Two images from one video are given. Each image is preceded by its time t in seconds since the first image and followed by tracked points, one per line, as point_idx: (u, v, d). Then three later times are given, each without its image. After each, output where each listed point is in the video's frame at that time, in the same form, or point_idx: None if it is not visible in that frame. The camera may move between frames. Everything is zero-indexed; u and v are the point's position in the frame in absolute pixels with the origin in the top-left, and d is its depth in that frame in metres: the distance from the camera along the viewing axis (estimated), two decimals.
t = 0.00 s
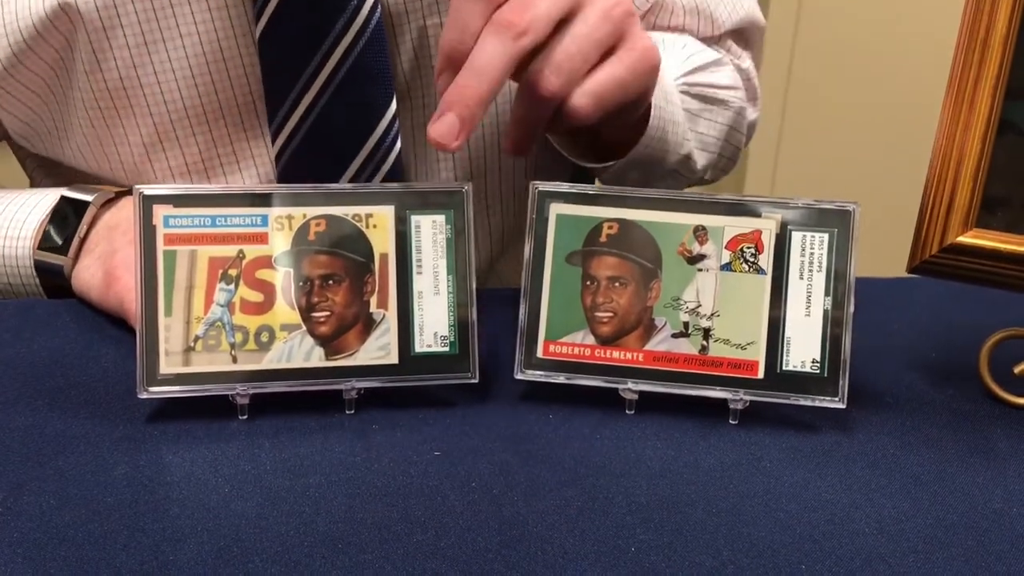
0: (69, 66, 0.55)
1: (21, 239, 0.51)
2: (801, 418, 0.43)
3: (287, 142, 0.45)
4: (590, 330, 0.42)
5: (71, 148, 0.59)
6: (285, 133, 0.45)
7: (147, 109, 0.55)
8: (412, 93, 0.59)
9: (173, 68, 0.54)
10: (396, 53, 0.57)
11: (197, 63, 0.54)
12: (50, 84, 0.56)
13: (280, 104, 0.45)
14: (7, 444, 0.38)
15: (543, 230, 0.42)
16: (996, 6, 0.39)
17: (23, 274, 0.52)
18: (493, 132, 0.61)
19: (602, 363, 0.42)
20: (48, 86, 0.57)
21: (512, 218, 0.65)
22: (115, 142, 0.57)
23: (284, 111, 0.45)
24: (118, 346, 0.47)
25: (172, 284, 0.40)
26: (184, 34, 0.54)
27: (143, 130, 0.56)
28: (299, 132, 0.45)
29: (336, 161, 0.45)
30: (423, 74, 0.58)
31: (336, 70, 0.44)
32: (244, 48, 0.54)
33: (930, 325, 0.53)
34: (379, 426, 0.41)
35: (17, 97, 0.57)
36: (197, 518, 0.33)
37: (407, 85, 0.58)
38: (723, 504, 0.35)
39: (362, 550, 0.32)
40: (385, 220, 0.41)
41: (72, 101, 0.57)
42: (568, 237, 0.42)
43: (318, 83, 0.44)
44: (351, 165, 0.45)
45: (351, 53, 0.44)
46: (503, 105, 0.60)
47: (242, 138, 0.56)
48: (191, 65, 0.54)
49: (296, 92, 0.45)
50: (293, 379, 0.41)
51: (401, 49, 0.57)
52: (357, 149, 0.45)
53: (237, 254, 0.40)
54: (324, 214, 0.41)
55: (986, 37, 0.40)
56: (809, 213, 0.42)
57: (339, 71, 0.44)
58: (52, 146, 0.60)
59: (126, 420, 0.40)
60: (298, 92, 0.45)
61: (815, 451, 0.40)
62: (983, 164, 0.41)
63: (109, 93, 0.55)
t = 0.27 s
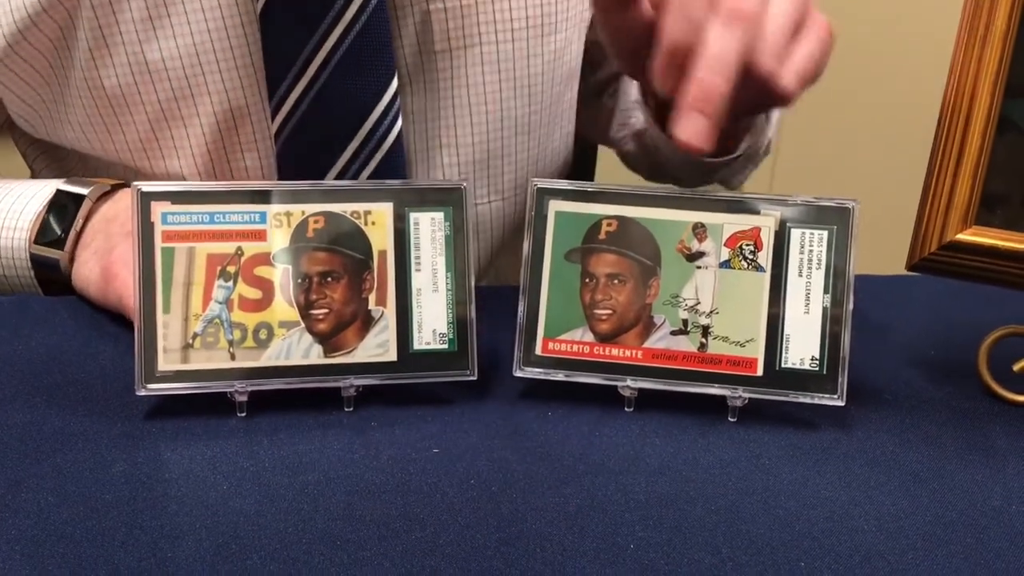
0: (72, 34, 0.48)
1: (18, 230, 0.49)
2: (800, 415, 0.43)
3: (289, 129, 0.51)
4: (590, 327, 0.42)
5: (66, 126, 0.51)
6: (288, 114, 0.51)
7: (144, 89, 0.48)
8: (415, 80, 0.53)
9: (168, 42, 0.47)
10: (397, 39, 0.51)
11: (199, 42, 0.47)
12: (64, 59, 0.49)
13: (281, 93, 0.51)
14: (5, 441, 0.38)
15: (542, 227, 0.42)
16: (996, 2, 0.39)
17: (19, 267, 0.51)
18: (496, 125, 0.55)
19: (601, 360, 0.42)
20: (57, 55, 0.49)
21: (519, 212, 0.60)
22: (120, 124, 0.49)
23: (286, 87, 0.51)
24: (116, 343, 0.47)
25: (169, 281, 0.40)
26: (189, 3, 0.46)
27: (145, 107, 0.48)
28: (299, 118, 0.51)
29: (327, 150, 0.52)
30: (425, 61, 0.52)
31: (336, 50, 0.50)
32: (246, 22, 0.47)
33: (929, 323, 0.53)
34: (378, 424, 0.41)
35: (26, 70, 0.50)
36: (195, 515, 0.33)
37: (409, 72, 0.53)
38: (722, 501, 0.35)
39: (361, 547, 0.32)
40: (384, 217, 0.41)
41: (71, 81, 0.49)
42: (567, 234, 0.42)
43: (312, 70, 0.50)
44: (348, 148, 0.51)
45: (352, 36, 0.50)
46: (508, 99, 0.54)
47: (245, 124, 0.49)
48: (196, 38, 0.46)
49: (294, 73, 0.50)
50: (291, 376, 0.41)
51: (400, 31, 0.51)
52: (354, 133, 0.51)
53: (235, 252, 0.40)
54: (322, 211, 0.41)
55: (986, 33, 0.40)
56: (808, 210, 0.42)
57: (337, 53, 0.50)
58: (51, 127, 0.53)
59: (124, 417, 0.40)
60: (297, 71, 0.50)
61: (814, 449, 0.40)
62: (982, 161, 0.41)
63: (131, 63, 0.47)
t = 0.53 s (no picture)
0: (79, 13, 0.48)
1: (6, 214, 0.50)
2: (798, 414, 0.43)
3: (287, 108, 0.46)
4: (589, 326, 0.42)
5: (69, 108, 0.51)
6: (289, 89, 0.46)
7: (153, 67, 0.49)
8: (419, 69, 0.58)
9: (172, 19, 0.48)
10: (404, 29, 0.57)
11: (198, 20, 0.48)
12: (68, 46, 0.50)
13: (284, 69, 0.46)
14: (3, 439, 0.38)
15: (541, 226, 0.42)
16: None
17: None
18: (495, 112, 0.60)
19: (600, 359, 0.42)
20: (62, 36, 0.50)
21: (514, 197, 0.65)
22: (124, 109, 0.51)
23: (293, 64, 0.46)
24: (115, 341, 0.47)
25: (168, 279, 0.40)
26: None
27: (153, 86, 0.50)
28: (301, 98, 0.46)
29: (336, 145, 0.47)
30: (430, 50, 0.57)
31: (340, 40, 0.45)
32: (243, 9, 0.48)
33: (928, 322, 0.53)
34: (377, 422, 0.41)
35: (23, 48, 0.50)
36: (194, 513, 0.33)
37: (413, 62, 0.58)
38: (721, 500, 0.35)
39: (359, 546, 0.32)
40: (383, 215, 0.41)
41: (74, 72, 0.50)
42: (566, 233, 0.42)
43: (322, 50, 0.45)
44: (354, 130, 0.47)
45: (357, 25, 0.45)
46: (508, 85, 0.59)
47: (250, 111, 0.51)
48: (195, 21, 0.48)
49: (305, 49, 0.45)
50: (290, 375, 0.41)
51: (407, 21, 0.56)
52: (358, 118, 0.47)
53: (234, 250, 0.40)
54: (320, 210, 0.41)
55: (985, 32, 0.40)
56: (806, 209, 0.42)
57: (343, 39, 0.45)
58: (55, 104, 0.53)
59: (122, 416, 0.40)
60: (309, 49, 0.45)
61: (813, 447, 0.40)
62: (980, 158, 0.41)
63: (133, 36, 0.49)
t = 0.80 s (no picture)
0: None
1: None
2: (797, 414, 0.43)
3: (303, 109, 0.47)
4: (587, 326, 0.42)
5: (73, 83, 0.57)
6: (307, 91, 0.46)
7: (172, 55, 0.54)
8: (431, 69, 0.60)
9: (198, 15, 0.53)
10: (416, 27, 0.59)
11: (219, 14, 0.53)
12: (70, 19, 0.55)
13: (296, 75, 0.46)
14: (1, 439, 0.38)
15: (539, 226, 0.42)
16: None
17: None
18: (502, 114, 0.62)
19: (598, 359, 0.42)
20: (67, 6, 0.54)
21: (514, 199, 0.66)
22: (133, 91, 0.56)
23: (310, 64, 0.46)
24: (113, 341, 0.47)
25: (166, 279, 0.40)
26: None
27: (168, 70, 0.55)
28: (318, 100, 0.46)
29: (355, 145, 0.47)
30: (442, 51, 0.59)
31: (359, 38, 0.45)
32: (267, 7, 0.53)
33: (927, 322, 0.53)
34: (375, 422, 0.41)
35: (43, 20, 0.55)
36: (192, 514, 0.33)
37: (425, 62, 0.60)
38: (719, 500, 0.35)
39: (358, 546, 0.32)
40: (381, 215, 0.41)
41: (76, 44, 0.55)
42: (565, 232, 0.42)
43: (341, 49, 0.45)
44: (366, 132, 0.47)
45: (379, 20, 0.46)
46: (515, 86, 0.61)
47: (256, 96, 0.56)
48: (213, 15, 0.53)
49: (321, 51, 0.46)
50: (288, 375, 0.40)
51: (421, 23, 0.59)
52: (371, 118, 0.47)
53: (233, 250, 0.40)
54: (319, 209, 0.41)
55: (983, 31, 0.40)
56: (805, 209, 0.42)
57: (362, 37, 0.45)
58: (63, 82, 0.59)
59: (121, 416, 0.40)
60: (326, 49, 0.46)
61: (811, 447, 0.40)
62: (979, 158, 0.41)
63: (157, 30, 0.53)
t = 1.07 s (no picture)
0: None
1: None
2: (796, 414, 0.43)
3: (310, 103, 0.47)
4: (586, 326, 0.42)
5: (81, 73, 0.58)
6: (314, 86, 0.47)
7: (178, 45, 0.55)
8: (436, 64, 0.60)
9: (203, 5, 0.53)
10: (422, 22, 0.58)
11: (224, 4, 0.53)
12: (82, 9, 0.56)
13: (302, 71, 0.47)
14: None
15: (539, 226, 0.42)
16: None
17: None
18: (505, 111, 0.62)
19: (597, 359, 0.42)
20: None
21: (515, 196, 0.66)
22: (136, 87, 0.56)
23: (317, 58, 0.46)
24: (113, 341, 0.47)
25: (165, 279, 0.40)
26: None
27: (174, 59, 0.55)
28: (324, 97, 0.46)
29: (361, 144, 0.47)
30: (447, 47, 0.59)
31: (367, 32, 0.46)
32: None
33: (926, 322, 0.53)
34: (375, 422, 0.41)
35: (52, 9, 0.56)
36: (191, 514, 0.33)
37: (430, 57, 0.60)
38: (718, 500, 0.35)
39: (357, 546, 0.32)
40: (380, 215, 0.41)
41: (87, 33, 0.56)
42: (564, 232, 0.42)
43: (349, 42, 0.46)
44: (372, 126, 0.47)
45: (385, 15, 0.46)
46: (520, 83, 0.61)
47: (260, 86, 0.56)
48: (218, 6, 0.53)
49: (328, 46, 0.46)
50: (287, 375, 0.40)
51: (427, 19, 0.58)
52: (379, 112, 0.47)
53: (231, 250, 0.40)
54: (318, 210, 0.41)
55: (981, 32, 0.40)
56: (804, 209, 0.42)
57: (372, 29, 0.46)
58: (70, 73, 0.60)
59: (120, 416, 0.40)
60: (335, 43, 0.46)
61: (810, 447, 0.40)
62: (978, 158, 0.41)
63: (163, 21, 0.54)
